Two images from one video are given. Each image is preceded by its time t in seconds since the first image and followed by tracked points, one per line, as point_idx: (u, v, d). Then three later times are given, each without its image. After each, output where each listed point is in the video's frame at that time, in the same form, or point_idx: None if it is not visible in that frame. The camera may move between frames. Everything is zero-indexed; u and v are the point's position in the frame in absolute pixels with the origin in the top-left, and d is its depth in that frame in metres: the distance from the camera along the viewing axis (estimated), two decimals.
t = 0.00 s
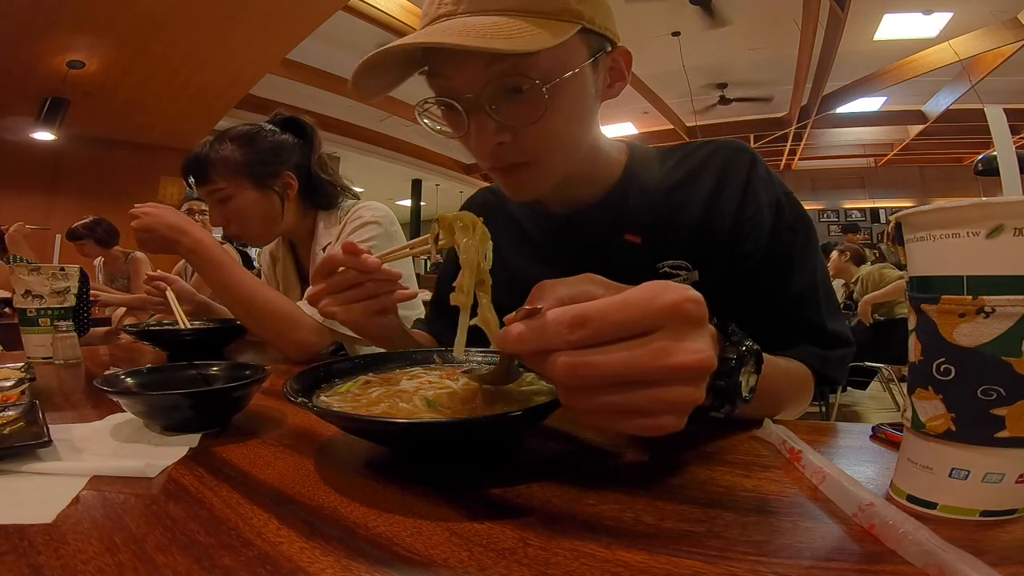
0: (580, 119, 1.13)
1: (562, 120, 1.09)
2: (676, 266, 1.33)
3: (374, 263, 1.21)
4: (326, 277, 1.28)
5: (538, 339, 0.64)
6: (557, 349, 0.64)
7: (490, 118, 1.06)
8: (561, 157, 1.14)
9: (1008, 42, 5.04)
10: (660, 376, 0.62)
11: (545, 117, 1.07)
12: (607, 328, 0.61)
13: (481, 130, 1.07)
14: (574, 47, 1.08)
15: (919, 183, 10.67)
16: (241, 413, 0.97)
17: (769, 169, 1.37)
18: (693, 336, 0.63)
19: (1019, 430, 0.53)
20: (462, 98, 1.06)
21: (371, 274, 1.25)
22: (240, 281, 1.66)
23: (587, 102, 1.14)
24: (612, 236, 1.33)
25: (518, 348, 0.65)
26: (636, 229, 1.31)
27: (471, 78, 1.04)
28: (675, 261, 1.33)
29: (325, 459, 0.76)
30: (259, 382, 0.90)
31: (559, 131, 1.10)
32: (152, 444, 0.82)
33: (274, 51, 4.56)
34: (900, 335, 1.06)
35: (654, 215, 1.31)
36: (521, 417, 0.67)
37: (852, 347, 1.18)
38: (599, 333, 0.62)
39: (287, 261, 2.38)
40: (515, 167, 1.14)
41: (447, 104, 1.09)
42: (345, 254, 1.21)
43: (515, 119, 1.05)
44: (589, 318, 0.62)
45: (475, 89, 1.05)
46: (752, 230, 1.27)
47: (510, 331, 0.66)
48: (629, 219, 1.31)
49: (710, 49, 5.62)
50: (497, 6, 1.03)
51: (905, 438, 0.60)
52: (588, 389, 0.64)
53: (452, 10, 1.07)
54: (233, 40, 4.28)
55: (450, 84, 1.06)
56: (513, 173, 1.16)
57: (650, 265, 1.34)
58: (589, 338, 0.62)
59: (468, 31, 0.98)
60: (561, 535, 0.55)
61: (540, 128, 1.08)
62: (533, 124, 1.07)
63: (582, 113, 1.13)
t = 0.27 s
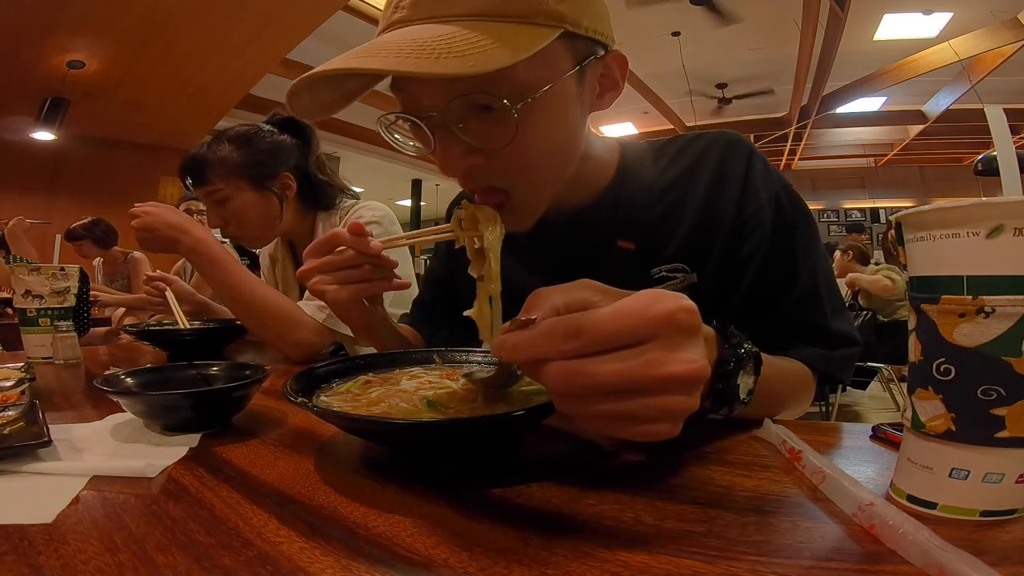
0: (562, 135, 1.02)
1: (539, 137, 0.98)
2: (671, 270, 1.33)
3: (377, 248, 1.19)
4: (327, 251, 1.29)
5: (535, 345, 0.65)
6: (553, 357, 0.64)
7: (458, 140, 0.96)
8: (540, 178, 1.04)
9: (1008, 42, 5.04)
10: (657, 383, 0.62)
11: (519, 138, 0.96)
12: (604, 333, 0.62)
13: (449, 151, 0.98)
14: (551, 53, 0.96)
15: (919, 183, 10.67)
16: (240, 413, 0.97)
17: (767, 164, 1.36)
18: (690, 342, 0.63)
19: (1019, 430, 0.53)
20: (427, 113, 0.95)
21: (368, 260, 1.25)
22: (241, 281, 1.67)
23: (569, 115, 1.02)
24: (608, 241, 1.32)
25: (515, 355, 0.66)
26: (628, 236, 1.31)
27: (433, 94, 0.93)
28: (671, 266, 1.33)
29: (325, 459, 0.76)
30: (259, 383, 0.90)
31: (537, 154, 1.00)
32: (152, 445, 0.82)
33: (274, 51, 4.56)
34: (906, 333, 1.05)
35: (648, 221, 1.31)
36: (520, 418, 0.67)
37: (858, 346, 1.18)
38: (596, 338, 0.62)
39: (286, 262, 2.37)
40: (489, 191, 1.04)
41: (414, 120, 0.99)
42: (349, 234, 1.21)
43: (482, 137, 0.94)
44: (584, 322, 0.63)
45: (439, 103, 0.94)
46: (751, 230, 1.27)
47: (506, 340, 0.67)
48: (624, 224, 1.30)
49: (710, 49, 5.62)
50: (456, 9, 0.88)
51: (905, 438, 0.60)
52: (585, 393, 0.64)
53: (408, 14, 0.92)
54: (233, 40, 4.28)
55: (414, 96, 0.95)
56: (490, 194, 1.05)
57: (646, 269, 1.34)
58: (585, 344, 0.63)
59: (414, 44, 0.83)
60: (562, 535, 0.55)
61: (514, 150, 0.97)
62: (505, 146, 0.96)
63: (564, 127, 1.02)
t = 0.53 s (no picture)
0: (549, 152, 0.97)
1: (524, 157, 0.93)
2: (669, 274, 1.33)
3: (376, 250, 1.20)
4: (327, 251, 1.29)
5: (535, 348, 0.65)
6: (554, 359, 0.64)
7: (436, 162, 0.90)
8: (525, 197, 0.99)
9: (1008, 42, 5.05)
10: (657, 386, 0.62)
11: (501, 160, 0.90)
12: (604, 336, 0.62)
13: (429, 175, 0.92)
14: (537, 67, 0.90)
15: (919, 183, 10.67)
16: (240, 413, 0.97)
17: (766, 162, 1.36)
18: (691, 346, 0.63)
19: (1019, 430, 0.53)
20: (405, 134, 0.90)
21: (369, 260, 1.26)
22: (242, 281, 1.67)
23: (556, 130, 0.96)
24: (608, 242, 1.32)
25: (515, 357, 0.66)
26: (625, 241, 1.31)
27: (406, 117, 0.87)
28: (669, 269, 1.33)
29: (325, 460, 0.76)
30: (259, 383, 0.90)
31: (520, 171, 0.94)
32: (152, 445, 0.82)
33: (274, 52, 4.56)
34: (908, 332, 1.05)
35: (645, 224, 1.30)
36: (521, 418, 0.67)
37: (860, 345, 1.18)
38: (596, 340, 0.62)
39: (286, 263, 2.37)
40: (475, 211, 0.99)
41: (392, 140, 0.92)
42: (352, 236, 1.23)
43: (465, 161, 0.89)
44: (586, 324, 0.62)
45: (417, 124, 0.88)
46: (751, 231, 1.27)
47: (508, 341, 0.67)
48: (622, 228, 1.30)
49: (710, 49, 5.62)
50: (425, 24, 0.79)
51: (905, 438, 0.60)
52: (586, 396, 0.64)
53: (372, 30, 0.83)
54: (233, 40, 4.28)
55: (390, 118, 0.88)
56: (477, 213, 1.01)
57: (644, 273, 1.34)
58: (586, 349, 0.63)
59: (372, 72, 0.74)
60: (562, 535, 0.55)
61: (497, 172, 0.92)
62: (487, 169, 0.91)
63: (551, 144, 0.96)
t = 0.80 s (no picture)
0: (544, 171, 0.94)
1: (518, 179, 0.91)
2: (667, 275, 1.33)
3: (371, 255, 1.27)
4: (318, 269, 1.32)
5: (534, 349, 0.65)
6: (553, 361, 0.64)
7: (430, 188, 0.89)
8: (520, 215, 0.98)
9: (1008, 42, 5.05)
10: (655, 387, 0.62)
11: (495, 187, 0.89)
12: (603, 338, 0.62)
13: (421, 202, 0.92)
14: (529, 86, 0.86)
15: (919, 183, 10.67)
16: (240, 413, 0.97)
17: (763, 161, 1.36)
18: (691, 347, 0.63)
19: (1019, 430, 0.53)
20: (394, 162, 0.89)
21: (364, 269, 1.30)
22: (243, 281, 1.67)
23: (551, 149, 0.94)
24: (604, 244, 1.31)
25: (513, 359, 0.66)
26: (622, 243, 1.30)
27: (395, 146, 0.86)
28: (667, 270, 1.33)
29: (324, 460, 0.76)
30: (259, 383, 0.90)
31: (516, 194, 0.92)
32: (152, 444, 0.82)
33: (274, 52, 4.56)
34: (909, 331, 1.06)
35: (643, 226, 1.30)
36: (521, 418, 0.67)
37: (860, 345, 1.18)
38: (595, 341, 0.62)
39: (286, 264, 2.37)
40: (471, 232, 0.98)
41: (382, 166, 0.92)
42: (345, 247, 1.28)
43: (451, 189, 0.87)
44: (582, 326, 0.62)
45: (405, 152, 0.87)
46: (750, 231, 1.27)
47: (503, 344, 0.67)
48: (621, 228, 1.29)
49: (710, 49, 5.62)
50: (405, 54, 0.79)
51: (905, 438, 0.60)
52: (584, 398, 0.64)
53: (352, 59, 0.83)
54: (233, 40, 4.28)
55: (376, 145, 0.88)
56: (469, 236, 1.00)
57: (642, 274, 1.33)
58: (584, 351, 0.63)
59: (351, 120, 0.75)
60: (562, 535, 0.55)
61: (492, 197, 0.91)
62: (482, 195, 0.89)
63: (546, 162, 0.94)
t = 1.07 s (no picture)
0: (539, 182, 0.94)
1: (512, 192, 0.91)
2: (666, 276, 1.32)
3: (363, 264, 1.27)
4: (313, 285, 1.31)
5: (533, 349, 0.65)
6: (552, 361, 0.64)
7: (421, 198, 0.89)
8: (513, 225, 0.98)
9: (1009, 42, 5.04)
10: (655, 387, 0.62)
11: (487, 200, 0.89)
12: (603, 338, 0.62)
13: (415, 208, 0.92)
14: (524, 101, 0.86)
15: (919, 183, 10.67)
16: (240, 412, 0.97)
17: (762, 161, 1.36)
18: (690, 347, 0.63)
19: (1019, 430, 0.53)
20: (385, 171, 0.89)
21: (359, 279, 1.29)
22: (243, 282, 1.67)
23: (546, 162, 0.93)
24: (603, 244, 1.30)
25: (513, 359, 0.66)
26: (621, 243, 1.29)
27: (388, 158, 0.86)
28: (666, 271, 1.33)
29: (324, 460, 0.76)
30: (259, 383, 0.90)
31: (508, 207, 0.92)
32: (152, 444, 0.82)
33: (274, 52, 4.56)
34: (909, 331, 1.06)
35: (641, 227, 1.30)
36: (521, 418, 0.67)
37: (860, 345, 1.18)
38: (595, 342, 0.62)
39: (286, 264, 2.37)
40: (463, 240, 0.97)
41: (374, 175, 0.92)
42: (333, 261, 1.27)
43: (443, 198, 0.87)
44: (583, 327, 0.62)
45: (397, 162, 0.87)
46: (749, 231, 1.27)
47: (504, 344, 0.67)
48: (620, 229, 1.28)
49: (710, 49, 5.62)
50: (398, 67, 0.79)
51: (906, 438, 0.60)
52: (585, 398, 0.64)
53: (345, 68, 0.83)
54: (233, 40, 4.28)
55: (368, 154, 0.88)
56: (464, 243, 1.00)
57: (641, 275, 1.33)
58: (583, 352, 0.63)
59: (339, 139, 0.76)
60: (562, 535, 0.55)
61: (484, 209, 0.91)
62: (474, 207, 0.89)
63: (542, 174, 0.94)
